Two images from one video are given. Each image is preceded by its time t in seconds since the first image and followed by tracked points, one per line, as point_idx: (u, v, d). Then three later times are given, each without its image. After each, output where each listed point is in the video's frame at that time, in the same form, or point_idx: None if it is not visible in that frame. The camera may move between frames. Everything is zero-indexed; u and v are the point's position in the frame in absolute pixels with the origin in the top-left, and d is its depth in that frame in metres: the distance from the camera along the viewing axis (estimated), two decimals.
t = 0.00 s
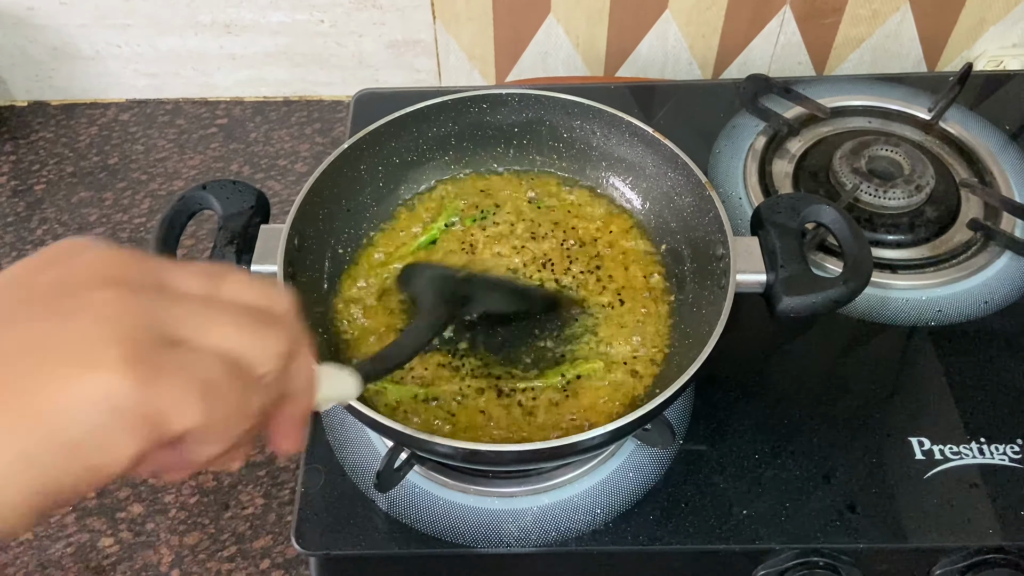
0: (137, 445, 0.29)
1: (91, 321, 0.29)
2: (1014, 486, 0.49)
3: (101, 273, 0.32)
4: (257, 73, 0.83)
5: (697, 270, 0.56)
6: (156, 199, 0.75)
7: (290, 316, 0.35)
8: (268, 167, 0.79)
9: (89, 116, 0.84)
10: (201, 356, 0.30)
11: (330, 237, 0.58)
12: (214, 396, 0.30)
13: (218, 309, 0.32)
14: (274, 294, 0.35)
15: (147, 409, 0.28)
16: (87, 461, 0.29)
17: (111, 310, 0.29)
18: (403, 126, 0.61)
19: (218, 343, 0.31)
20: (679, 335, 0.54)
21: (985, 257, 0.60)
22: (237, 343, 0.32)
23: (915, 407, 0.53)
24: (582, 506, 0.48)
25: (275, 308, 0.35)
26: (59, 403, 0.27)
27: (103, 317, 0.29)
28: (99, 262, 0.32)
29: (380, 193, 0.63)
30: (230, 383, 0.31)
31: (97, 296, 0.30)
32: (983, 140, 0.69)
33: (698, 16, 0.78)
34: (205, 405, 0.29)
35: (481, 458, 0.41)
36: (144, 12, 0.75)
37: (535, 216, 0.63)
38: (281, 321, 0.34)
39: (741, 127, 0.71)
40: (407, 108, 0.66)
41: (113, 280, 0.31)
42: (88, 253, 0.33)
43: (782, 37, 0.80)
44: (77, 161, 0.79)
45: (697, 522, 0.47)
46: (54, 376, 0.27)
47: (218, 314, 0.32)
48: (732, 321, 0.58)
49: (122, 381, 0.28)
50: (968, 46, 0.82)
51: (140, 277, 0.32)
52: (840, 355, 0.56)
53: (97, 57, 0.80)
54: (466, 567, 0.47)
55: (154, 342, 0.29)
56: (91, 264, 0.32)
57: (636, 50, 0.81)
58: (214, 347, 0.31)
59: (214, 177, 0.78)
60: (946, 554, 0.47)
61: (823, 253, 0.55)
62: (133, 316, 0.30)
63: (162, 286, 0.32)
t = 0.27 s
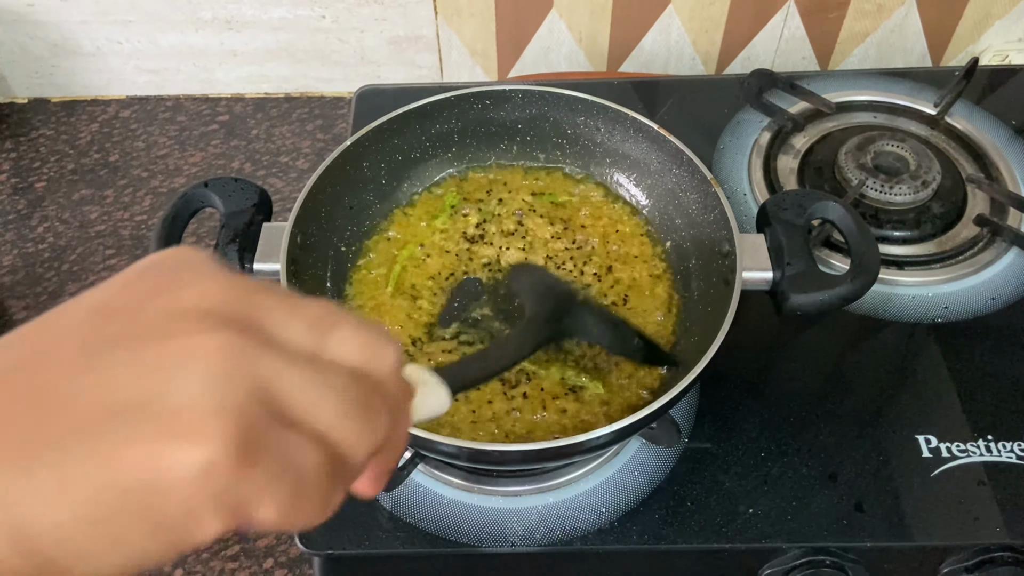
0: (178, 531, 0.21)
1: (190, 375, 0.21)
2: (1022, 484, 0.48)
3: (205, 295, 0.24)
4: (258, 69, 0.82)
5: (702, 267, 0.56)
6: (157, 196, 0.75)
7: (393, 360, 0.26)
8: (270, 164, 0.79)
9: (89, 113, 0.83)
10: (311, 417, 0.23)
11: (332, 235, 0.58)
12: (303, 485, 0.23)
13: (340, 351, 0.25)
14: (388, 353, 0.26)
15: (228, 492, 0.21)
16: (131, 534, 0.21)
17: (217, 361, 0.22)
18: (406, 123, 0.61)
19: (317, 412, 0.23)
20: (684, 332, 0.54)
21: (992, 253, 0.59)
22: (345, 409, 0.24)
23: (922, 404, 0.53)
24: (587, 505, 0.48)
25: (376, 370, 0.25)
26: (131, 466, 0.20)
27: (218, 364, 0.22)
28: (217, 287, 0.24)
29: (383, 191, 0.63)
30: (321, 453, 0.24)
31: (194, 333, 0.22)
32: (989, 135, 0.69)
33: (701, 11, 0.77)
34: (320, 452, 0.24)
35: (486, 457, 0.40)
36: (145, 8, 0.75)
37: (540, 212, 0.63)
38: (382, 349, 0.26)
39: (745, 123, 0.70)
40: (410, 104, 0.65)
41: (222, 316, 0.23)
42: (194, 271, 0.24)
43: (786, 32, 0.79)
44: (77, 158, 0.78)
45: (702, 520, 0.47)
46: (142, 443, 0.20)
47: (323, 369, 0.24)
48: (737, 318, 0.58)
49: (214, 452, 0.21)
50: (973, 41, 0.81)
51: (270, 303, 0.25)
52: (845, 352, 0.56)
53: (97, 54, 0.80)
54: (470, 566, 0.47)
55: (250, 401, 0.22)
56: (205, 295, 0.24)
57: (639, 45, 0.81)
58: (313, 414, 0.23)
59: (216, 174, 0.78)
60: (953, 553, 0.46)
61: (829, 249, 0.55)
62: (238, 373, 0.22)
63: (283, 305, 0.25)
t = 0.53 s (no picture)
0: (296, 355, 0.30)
1: (252, 249, 0.30)
2: None
3: (244, 195, 0.32)
4: (257, 63, 0.82)
5: (706, 261, 0.55)
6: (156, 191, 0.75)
7: (396, 257, 0.35)
8: (269, 158, 0.78)
9: (88, 108, 0.83)
10: (343, 284, 0.32)
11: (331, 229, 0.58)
12: (364, 322, 0.32)
13: (331, 250, 0.33)
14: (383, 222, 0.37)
15: (307, 332, 0.30)
16: (244, 363, 0.30)
17: (270, 240, 0.30)
18: (406, 116, 0.60)
19: (349, 293, 0.32)
20: (687, 326, 0.54)
21: (998, 245, 0.59)
22: (364, 268, 0.33)
23: (927, 398, 0.52)
24: (590, 500, 0.47)
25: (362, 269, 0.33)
26: (232, 321, 0.29)
27: (260, 247, 0.30)
28: (239, 187, 0.33)
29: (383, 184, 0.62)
30: (353, 319, 0.31)
31: (248, 224, 0.31)
32: (994, 127, 0.68)
33: (704, 3, 0.77)
34: (357, 334, 0.31)
35: (488, 453, 0.40)
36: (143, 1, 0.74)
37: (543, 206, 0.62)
38: (389, 256, 0.35)
39: (748, 115, 0.69)
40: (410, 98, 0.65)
41: (255, 205, 0.32)
42: (224, 174, 0.34)
43: (789, 23, 0.79)
44: (76, 152, 0.78)
45: (706, 515, 0.47)
46: (234, 294, 0.29)
47: (348, 241, 0.33)
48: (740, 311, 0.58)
49: (290, 304, 0.29)
50: (978, 32, 0.80)
51: (275, 205, 0.33)
52: (851, 346, 0.55)
53: (95, 48, 0.79)
54: (472, 562, 0.46)
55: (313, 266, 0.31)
56: (237, 190, 0.33)
57: (641, 37, 0.80)
58: (332, 292, 0.31)
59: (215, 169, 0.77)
60: (959, 547, 0.46)
61: (834, 243, 0.55)
62: (285, 246, 0.31)
63: (291, 217, 0.33)
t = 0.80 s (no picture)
0: None
1: (45, 411, 0.17)
2: None
3: None
4: (254, 55, 0.81)
5: (707, 253, 0.55)
6: (152, 185, 0.74)
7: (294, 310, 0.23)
8: (266, 152, 0.78)
9: (83, 101, 0.82)
10: (223, 414, 0.20)
11: (328, 223, 0.57)
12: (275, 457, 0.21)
13: (202, 362, 0.20)
14: (281, 300, 0.23)
15: (79, 542, 0.18)
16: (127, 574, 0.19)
17: (71, 377, 0.18)
18: (404, 108, 0.59)
19: (228, 419, 0.20)
20: (688, 320, 0.53)
21: (1004, 237, 0.58)
22: (261, 356, 0.21)
23: (932, 391, 0.52)
24: (592, 496, 0.47)
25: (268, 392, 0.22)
26: None
27: (64, 400, 0.18)
28: None
29: (380, 177, 0.62)
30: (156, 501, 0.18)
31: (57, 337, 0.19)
32: (999, 118, 0.67)
33: None
34: (274, 458, 0.21)
35: (488, 450, 0.40)
36: None
37: (539, 202, 0.62)
38: (266, 335, 0.22)
39: (750, 106, 0.69)
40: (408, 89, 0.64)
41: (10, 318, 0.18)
42: None
43: (792, 13, 0.78)
44: (71, 146, 0.77)
45: (709, 512, 0.46)
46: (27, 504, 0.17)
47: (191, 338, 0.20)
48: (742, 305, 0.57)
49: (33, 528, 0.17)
50: (983, 21, 0.79)
51: (76, 304, 0.19)
52: (855, 339, 0.54)
53: (90, 40, 0.78)
54: (472, 560, 0.46)
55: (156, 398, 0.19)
56: None
57: (642, 28, 0.79)
58: (124, 456, 0.18)
59: (212, 163, 0.77)
60: (965, 543, 0.45)
61: (838, 235, 0.54)
62: (89, 389, 0.18)
63: (73, 318, 0.19)
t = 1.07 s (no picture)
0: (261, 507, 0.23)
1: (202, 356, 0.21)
2: None
3: (215, 269, 0.23)
4: (245, 49, 0.80)
5: (703, 251, 0.54)
6: (142, 181, 0.73)
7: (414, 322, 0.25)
8: (258, 147, 0.77)
9: (72, 96, 0.81)
10: (333, 395, 0.23)
11: (318, 220, 0.56)
12: (357, 451, 0.23)
13: (331, 342, 0.23)
14: (395, 282, 0.26)
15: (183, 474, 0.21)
16: (195, 507, 0.22)
17: (230, 339, 0.21)
18: (395, 102, 0.58)
19: (339, 407, 0.23)
20: (684, 318, 0.52)
21: (1005, 232, 0.57)
22: (369, 355, 0.24)
23: (932, 390, 0.51)
24: (585, 498, 0.46)
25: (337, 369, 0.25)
26: (173, 454, 0.21)
27: (217, 352, 0.21)
28: (202, 252, 0.23)
29: (371, 173, 0.61)
30: (342, 451, 0.23)
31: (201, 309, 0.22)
32: (1001, 111, 0.66)
33: None
34: (342, 461, 0.23)
35: (480, 452, 0.39)
36: None
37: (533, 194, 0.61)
38: (406, 326, 0.25)
39: (748, 100, 0.68)
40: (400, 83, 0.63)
41: (229, 285, 0.23)
42: (186, 229, 0.24)
43: (790, 6, 0.77)
44: (60, 142, 0.76)
45: (705, 513, 0.46)
46: (165, 422, 0.21)
47: (352, 316, 0.24)
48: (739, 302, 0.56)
49: (246, 444, 0.21)
50: (985, 14, 0.78)
51: (255, 285, 0.23)
52: (853, 337, 0.54)
53: (79, 34, 0.77)
54: (464, 563, 0.45)
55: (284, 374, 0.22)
56: (201, 266, 0.23)
57: (638, 21, 0.78)
58: (322, 408, 0.22)
59: (202, 158, 0.76)
60: (965, 545, 0.45)
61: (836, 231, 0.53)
62: (258, 353, 0.22)
63: (279, 297, 0.23)
